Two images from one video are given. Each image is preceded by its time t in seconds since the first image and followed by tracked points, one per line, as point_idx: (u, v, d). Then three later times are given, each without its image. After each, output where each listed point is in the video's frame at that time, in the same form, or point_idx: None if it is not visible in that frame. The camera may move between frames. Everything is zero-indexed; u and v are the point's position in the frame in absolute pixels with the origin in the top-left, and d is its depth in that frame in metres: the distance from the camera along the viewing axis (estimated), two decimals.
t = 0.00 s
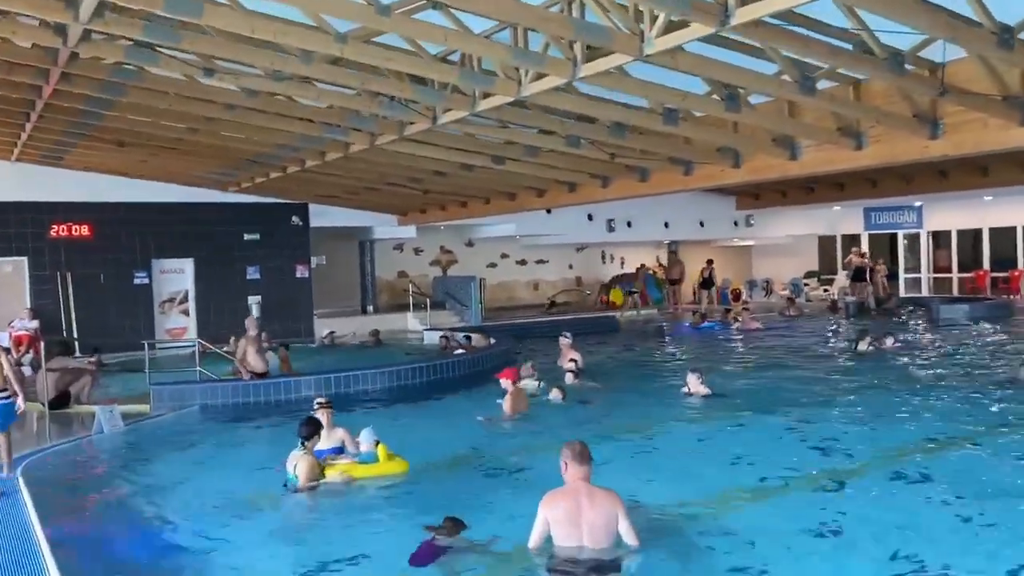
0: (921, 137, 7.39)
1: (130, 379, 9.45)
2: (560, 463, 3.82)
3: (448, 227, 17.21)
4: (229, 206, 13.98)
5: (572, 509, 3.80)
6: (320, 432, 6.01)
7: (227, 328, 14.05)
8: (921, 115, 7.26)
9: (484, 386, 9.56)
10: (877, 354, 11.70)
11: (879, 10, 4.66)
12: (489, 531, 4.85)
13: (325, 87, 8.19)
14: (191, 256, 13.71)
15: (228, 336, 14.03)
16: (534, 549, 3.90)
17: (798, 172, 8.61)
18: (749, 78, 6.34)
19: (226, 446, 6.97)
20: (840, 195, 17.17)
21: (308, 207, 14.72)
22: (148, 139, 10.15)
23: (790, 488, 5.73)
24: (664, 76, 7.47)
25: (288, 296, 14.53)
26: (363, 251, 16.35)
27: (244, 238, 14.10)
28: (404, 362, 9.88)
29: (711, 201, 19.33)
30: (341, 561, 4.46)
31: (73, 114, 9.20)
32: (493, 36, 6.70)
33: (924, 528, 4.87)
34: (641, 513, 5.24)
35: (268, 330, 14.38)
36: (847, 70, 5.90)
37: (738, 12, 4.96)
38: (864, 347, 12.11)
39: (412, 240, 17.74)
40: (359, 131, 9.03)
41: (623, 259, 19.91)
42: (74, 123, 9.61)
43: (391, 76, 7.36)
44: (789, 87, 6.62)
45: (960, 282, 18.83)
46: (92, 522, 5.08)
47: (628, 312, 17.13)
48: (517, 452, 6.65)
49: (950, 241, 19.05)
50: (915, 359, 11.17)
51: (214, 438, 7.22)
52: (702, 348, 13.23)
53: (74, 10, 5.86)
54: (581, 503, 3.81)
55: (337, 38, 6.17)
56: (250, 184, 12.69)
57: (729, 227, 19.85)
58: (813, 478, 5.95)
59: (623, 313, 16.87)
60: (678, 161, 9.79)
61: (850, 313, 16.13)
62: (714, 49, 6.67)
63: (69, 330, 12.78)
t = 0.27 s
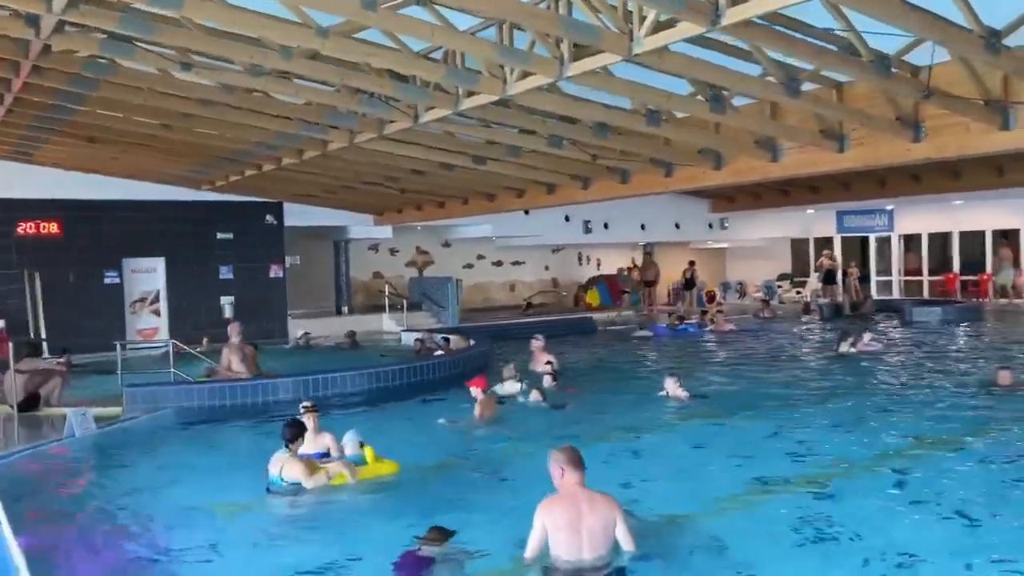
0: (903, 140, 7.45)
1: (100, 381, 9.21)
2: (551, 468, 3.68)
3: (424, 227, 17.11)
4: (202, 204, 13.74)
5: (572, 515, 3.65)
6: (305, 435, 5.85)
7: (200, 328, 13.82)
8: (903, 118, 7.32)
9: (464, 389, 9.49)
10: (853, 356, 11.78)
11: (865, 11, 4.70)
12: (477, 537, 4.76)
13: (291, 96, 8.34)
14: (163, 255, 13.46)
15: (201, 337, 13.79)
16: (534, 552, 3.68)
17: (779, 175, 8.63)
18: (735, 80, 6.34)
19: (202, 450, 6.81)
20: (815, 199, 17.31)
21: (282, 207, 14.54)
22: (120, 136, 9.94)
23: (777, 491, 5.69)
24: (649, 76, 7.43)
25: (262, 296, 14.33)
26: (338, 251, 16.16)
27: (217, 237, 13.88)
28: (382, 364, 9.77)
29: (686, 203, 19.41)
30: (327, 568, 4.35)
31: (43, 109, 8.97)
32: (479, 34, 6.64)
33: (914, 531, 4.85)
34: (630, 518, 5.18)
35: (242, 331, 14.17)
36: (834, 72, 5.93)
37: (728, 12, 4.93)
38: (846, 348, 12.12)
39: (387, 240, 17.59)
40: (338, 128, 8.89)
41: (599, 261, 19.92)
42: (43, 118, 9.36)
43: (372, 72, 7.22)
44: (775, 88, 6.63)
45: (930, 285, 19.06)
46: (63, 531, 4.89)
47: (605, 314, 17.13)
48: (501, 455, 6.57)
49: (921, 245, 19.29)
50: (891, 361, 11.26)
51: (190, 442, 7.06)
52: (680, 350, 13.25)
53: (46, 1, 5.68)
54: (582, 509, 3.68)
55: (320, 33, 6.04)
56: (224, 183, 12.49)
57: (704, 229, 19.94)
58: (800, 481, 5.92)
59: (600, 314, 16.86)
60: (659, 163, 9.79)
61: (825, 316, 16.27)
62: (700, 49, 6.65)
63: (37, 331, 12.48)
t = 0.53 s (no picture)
0: (864, 142, 7.55)
1: (47, 385, 8.90)
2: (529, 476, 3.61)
3: (382, 226, 16.93)
4: (154, 203, 13.39)
5: (548, 522, 3.58)
6: (270, 440, 5.72)
7: (152, 330, 13.46)
8: (864, 120, 7.42)
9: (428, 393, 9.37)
10: (810, 356, 11.92)
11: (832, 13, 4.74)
12: (446, 544, 4.64)
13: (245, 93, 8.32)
14: (113, 255, 13.09)
15: (152, 339, 13.44)
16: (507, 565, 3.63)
17: (741, 176, 8.66)
18: (701, 80, 6.33)
19: (157, 456, 6.59)
20: (771, 201, 17.52)
21: (237, 206, 14.24)
22: (69, 131, 9.61)
23: (747, 492, 5.64)
24: (614, 75, 7.40)
25: (216, 297, 14.01)
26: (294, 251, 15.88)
27: (169, 236, 13.54)
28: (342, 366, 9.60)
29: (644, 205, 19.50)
30: None
31: None
32: (443, 31, 6.54)
33: (882, 529, 4.84)
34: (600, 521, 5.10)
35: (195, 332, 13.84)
36: (801, 74, 5.95)
37: (699, 12, 4.91)
38: (807, 349, 12.21)
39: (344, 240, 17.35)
40: (297, 126, 8.70)
41: (558, 262, 19.92)
42: None
43: (332, 68, 7.05)
44: (741, 90, 6.64)
45: (882, 286, 19.42)
46: (6, 546, 4.63)
47: (565, 314, 17.11)
48: (467, 460, 6.46)
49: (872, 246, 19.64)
50: (848, 360, 11.41)
51: (144, 448, 6.84)
52: (640, 351, 13.28)
53: None
54: (559, 515, 3.61)
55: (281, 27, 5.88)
56: (177, 180, 12.19)
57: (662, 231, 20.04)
58: (769, 481, 5.88)
59: (560, 315, 16.85)
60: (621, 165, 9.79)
61: (782, 317, 16.46)
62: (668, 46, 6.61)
63: None
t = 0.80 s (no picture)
0: (803, 146, 7.71)
1: None
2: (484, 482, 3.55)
3: (319, 229, 16.63)
4: (80, 205, 12.88)
5: (504, 530, 3.50)
6: (218, 450, 5.66)
7: (78, 338, 12.93)
8: (803, 124, 7.59)
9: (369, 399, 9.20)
10: (748, 357, 12.11)
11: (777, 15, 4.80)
12: (396, 555, 4.49)
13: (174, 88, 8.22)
14: (37, 259, 12.54)
15: (79, 347, 12.91)
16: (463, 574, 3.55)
17: (682, 180, 8.72)
18: (646, 83, 6.34)
19: (86, 470, 6.29)
20: (708, 204, 17.78)
21: (169, 208, 13.81)
22: None
23: (699, 496, 5.59)
24: (557, 77, 7.38)
25: (147, 303, 13.55)
26: (228, 255, 15.46)
27: (97, 240, 13.04)
28: (281, 372, 9.35)
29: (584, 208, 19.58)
30: None
31: None
32: (387, 29, 6.42)
33: (831, 528, 4.87)
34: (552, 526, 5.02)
35: (125, 339, 13.35)
36: (746, 78, 6.02)
37: (648, 13, 4.89)
38: (749, 351, 12.29)
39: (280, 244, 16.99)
40: (233, 125, 8.45)
41: (498, 265, 19.87)
42: None
43: (270, 66, 6.85)
44: (686, 93, 6.67)
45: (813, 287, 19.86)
46: None
47: (506, 318, 17.06)
48: (413, 467, 6.33)
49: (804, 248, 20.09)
50: (784, 361, 11.62)
51: (72, 461, 6.52)
52: (581, 353, 13.30)
53: None
54: (515, 522, 3.54)
55: (219, 23, 5.67)
56: (105, 182, 11.74)
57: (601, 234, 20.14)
58: (721, 484, 5.84)
59: (501, 318, 16.80)
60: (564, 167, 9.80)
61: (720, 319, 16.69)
62: (614, 47, 6.60)
63: None
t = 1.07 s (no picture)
0: (717, 158, 7.90)
1: None
2: (414, 502, 3.49)
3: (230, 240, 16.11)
4: None
5: (434, 552, 3.38)
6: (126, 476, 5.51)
7: None
8: (717, 136, 7.78)
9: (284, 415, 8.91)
10: (664, 364, 12.27)
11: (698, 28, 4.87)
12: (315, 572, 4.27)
13: (71, 92, 7.94)
14: None
15: None
16: None
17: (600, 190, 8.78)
18: (567, 92, 6.31)
19: None
20: (622, 215, 18.00)
21: (68, 218, 13.14)
22: None
23: (626, 499, 5.50)
24: (477, 85, 7.32)
25: (44, 318, 12.84)
26: (131, 266, 14.81)
27: None
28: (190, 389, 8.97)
29: (500, 217, 19.53)
30: None
31: None
32: (303, 33, 6.24)
33: (754, 524, 4.87)
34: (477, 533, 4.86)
35: (19, 356, 12.61)
36: (663, 89, 6.06)
37: (570, 23, 4.88)
38: (669, 360, 12.39)
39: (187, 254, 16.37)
40: (138, 131, 8.07)
41: (415, 275, 19.66)
42: None
43: (177, 69, 6.55)
44: (606, 103, 6.69)
45: (723, 296, 20.29)
46: None
47: (423, 329, 16.87)
48: (332, 485, 6.10)
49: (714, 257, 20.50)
50: (699, 368, 11.82)
51: None
52: (500, 364, 13.24)
53: None
54: (445, 543, 3.42)
55: (122, 23, 5.38)
56: None
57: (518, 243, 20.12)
58: (647, 487, 5.76)
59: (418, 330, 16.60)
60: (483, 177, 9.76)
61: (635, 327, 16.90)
62: (535, 56, 6.58)
63: None
